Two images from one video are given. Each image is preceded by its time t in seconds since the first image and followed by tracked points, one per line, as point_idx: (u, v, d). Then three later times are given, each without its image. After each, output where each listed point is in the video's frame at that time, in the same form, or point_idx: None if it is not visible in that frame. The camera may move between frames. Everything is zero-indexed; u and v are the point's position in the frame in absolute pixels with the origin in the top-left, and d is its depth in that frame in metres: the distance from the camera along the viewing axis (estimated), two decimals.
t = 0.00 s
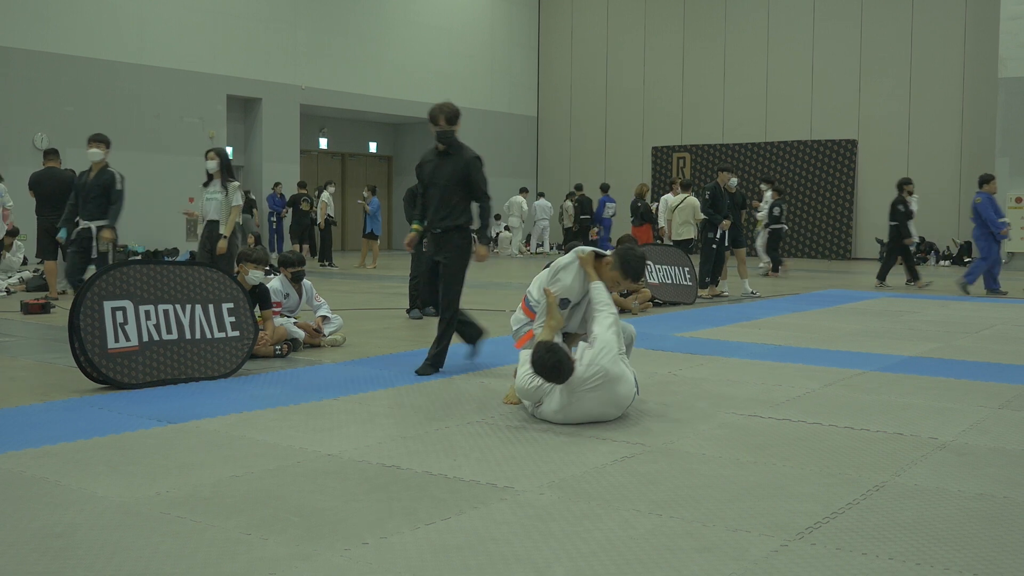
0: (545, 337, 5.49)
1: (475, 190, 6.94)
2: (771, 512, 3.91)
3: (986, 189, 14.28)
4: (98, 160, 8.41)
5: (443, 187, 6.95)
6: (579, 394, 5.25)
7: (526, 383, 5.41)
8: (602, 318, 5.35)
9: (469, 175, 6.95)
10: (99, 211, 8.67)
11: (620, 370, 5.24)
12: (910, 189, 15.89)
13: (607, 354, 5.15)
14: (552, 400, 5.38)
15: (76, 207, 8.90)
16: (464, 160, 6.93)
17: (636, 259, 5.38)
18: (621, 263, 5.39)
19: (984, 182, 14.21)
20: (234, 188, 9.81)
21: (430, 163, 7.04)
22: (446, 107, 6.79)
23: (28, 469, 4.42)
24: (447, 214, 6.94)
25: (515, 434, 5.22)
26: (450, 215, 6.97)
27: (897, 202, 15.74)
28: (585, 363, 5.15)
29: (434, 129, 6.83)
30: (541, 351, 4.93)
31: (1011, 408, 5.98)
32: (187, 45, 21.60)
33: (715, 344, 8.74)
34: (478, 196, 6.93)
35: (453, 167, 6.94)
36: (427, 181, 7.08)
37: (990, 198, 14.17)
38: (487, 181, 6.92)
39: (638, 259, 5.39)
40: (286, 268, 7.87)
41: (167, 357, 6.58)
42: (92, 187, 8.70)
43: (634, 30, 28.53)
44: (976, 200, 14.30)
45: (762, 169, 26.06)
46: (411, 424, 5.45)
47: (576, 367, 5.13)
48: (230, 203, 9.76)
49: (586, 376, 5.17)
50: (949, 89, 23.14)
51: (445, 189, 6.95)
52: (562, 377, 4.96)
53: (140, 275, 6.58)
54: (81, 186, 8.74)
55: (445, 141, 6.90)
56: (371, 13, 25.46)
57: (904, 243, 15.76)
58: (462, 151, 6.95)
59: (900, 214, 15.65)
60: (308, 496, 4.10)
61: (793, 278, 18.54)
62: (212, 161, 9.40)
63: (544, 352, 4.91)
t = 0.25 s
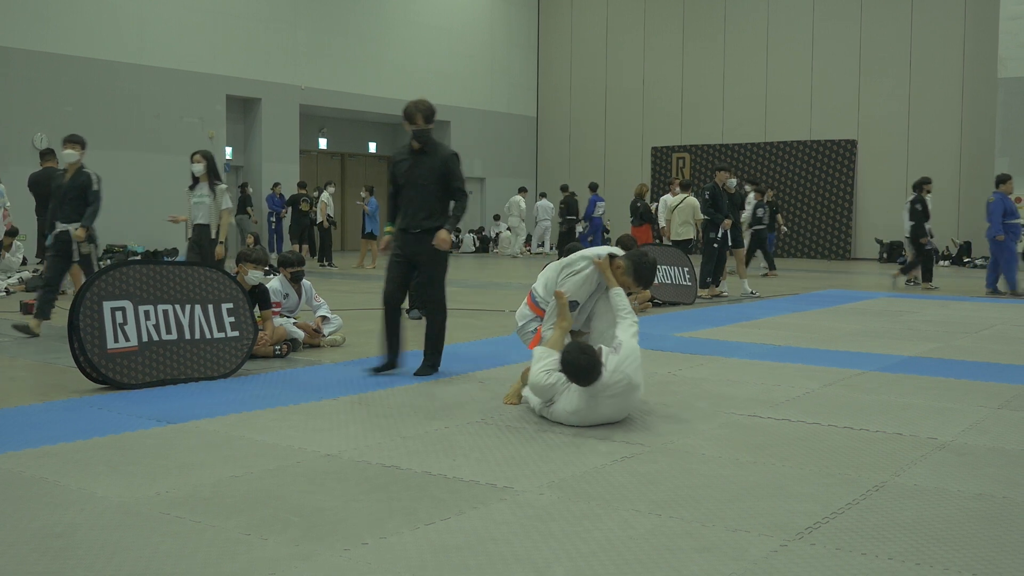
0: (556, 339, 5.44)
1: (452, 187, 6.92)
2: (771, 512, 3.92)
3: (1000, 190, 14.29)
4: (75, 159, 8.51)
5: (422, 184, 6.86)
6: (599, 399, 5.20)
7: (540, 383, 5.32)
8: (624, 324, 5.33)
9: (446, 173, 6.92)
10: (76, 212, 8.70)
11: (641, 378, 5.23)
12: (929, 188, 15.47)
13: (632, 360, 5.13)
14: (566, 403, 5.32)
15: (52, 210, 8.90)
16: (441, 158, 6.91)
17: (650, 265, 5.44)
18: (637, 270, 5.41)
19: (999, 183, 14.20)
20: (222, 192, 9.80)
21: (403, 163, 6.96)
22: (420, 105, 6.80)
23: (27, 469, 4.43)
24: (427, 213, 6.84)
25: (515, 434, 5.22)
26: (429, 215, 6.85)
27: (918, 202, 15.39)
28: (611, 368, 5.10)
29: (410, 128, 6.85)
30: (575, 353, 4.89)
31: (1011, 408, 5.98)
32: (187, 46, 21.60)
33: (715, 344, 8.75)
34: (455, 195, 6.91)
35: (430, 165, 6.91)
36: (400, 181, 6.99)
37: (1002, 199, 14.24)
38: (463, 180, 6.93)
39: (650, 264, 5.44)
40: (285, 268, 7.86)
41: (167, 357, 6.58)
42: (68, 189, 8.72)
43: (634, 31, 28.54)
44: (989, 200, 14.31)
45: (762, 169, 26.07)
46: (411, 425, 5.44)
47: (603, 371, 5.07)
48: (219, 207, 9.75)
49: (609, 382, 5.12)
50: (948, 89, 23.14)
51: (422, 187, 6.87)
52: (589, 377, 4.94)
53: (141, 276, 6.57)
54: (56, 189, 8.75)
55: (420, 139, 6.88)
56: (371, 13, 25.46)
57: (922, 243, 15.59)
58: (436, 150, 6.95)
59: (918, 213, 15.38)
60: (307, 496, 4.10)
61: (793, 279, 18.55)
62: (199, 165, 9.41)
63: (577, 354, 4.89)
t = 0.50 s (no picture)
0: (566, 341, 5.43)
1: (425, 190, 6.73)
2: (771, 512, 3.91)
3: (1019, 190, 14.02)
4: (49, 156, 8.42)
5: (393, 187, 6.61)
6: (605, 408, 5.19)
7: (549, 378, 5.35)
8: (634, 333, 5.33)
9: (420, 176, 6.70)
10: (49, 211, 8.63)
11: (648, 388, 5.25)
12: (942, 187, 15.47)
13: (641, 371, 5.15)
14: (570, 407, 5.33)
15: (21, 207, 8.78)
16: (415, 160, 6.69)
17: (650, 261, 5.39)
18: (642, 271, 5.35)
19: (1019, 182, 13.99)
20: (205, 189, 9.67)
21: (373, 164, 6.68)
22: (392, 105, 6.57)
23: (26, 468, 4.43)
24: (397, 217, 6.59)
25: (515, 434, 5.21)
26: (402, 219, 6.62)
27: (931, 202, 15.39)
28: (620, 378, 5.11)
29: (382, 129, 6.57)
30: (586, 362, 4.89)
31: (1010, 408, 5.98)
32: (187, 45, 21.59)
33: (714, 344, 8.74)
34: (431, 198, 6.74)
35: (403, 167, 6.65)
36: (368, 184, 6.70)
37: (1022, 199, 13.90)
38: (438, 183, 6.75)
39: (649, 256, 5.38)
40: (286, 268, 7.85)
41: (167, 357, 6.57)
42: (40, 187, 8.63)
43: (634, 31, 28.53)
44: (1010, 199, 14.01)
45: (761, 169, 26.07)
46: (410, 425, 5.44)
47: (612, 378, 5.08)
48: (201, 204, 9.61)
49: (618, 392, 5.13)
50: (948, 88, 23.14)
51: (395, 190, 6.61)
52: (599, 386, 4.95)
53: (141, 276, 6.58)
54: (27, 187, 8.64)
55: (392, 140, 6.62)
56: (371, 13, 25.44)
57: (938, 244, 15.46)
58: (408, 151, 6.71)
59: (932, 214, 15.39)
60: (307, 496, 4.10)
61: (792, 279, 18.54)
62: (183, 161, 9.31)
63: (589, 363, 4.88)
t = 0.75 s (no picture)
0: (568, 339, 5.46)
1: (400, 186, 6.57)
2: (771, 512, 3.92)
3: None
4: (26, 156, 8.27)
5: (370, 183, 6.47)
6: (601, 410, 5.18)
7: (549, 376, 5.39)
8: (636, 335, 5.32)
9: (399, 172, 6.58)
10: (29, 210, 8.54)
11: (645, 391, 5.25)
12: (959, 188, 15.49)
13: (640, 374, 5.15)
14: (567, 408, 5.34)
15: None
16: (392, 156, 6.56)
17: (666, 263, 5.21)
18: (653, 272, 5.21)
19: None
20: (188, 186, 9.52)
21: (347, 159, 6.51)
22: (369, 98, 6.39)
23: (26, 469, 4.42)
24: (374, 213, 6.44)
25: (515, 434, 5.21)
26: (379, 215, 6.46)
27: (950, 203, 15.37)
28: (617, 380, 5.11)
29: (361, 121, 6.37)
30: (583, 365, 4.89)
31: (1009, 408, 5.99)
32: (187, 45, 21.59)
33: (714, 344, 8.75)
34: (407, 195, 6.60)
35: (381, 163, 6.51)
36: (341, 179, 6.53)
37: None
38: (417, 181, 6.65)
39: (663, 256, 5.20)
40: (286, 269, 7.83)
41: (167, 358, 6.58)
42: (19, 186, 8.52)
43: (634, 31, 28.53)
44: None
45: (761, 169, 26.06)
46: (410, 425, 5.43)
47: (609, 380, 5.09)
48: (185, 201, 9.45)
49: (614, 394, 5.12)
50: (948, 88, 23.14)
51: (373, 186, 6.47)
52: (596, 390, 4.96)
53: (142, 275, 6.59)
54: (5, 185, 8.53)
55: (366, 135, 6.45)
56: (370, 13, 25.44)
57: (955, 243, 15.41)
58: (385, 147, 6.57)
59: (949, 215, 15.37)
60: (307, 496, 4.10)
61: (792, 279, 18.54)
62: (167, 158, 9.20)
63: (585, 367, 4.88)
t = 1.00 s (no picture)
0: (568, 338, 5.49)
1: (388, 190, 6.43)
2: (771, 512, 3.92)
3: None
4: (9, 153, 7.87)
5: (361, 185, 6.31)
6: (596, 405, 5.19)
7: (548, 374, 5.43)
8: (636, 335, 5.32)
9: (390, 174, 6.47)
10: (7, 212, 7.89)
11: (642, 389, 5.24)
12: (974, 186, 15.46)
13: (636, 372, 5.14)
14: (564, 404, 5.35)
15: None
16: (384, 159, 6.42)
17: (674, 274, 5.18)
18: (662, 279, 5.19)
19: None
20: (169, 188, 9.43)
21: (338, 160, 6.31)
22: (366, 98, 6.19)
23: (26, 469, 4.42)
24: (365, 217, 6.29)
25: (514, 434, 5.21)
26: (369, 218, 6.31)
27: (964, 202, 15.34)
28: (611, 375, 5.12)
29: (357, 123, 6.15)
30: (574, 358, 4.91)
31: (1009, 407, 5.99)
32: (187, 45, 21.59)
33: (714, 344, 8.75)
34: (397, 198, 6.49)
35: (374, 166, 6.36)
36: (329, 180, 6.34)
37: None
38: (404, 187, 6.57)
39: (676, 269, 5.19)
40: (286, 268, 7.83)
41: (167, 358, 6.58)
42: None
43: (634, 31, 28.53)
44: None
45: (761, 169, 26.07)
46: (409, 425, 5.43)
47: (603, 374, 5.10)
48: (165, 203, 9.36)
49: (608, 388, 5.13)
50: (948, 88, 23.15)
51: (365, 189, 6.32)
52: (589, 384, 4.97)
53: (140, 275, 6.58)
54: None
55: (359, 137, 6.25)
56: (370, 13, 25.44)
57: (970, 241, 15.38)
58: (377, 149, 6.42)
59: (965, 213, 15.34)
60: (307, 496, 4.10)
61: (792, 279, 18.54)
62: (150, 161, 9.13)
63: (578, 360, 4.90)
